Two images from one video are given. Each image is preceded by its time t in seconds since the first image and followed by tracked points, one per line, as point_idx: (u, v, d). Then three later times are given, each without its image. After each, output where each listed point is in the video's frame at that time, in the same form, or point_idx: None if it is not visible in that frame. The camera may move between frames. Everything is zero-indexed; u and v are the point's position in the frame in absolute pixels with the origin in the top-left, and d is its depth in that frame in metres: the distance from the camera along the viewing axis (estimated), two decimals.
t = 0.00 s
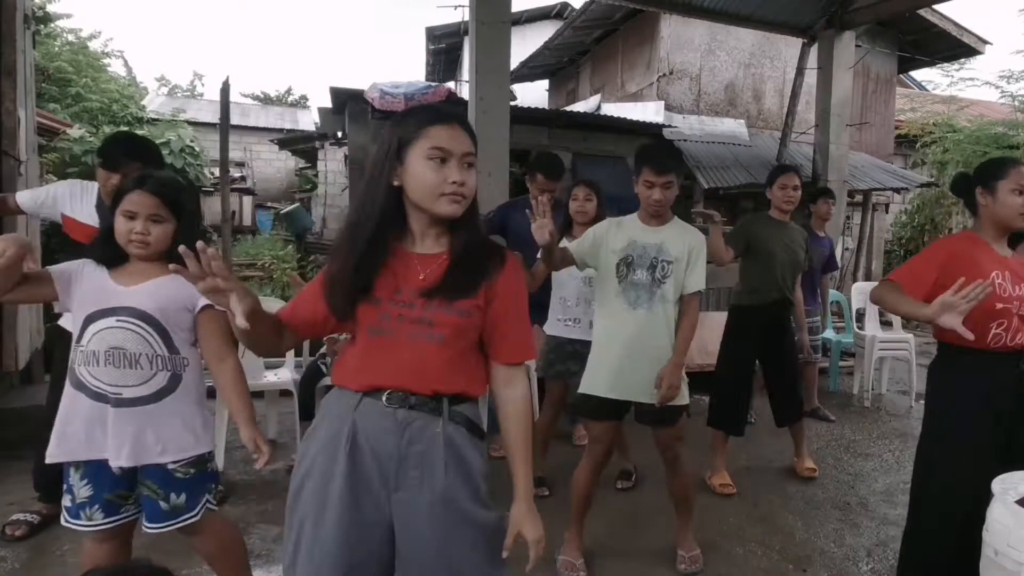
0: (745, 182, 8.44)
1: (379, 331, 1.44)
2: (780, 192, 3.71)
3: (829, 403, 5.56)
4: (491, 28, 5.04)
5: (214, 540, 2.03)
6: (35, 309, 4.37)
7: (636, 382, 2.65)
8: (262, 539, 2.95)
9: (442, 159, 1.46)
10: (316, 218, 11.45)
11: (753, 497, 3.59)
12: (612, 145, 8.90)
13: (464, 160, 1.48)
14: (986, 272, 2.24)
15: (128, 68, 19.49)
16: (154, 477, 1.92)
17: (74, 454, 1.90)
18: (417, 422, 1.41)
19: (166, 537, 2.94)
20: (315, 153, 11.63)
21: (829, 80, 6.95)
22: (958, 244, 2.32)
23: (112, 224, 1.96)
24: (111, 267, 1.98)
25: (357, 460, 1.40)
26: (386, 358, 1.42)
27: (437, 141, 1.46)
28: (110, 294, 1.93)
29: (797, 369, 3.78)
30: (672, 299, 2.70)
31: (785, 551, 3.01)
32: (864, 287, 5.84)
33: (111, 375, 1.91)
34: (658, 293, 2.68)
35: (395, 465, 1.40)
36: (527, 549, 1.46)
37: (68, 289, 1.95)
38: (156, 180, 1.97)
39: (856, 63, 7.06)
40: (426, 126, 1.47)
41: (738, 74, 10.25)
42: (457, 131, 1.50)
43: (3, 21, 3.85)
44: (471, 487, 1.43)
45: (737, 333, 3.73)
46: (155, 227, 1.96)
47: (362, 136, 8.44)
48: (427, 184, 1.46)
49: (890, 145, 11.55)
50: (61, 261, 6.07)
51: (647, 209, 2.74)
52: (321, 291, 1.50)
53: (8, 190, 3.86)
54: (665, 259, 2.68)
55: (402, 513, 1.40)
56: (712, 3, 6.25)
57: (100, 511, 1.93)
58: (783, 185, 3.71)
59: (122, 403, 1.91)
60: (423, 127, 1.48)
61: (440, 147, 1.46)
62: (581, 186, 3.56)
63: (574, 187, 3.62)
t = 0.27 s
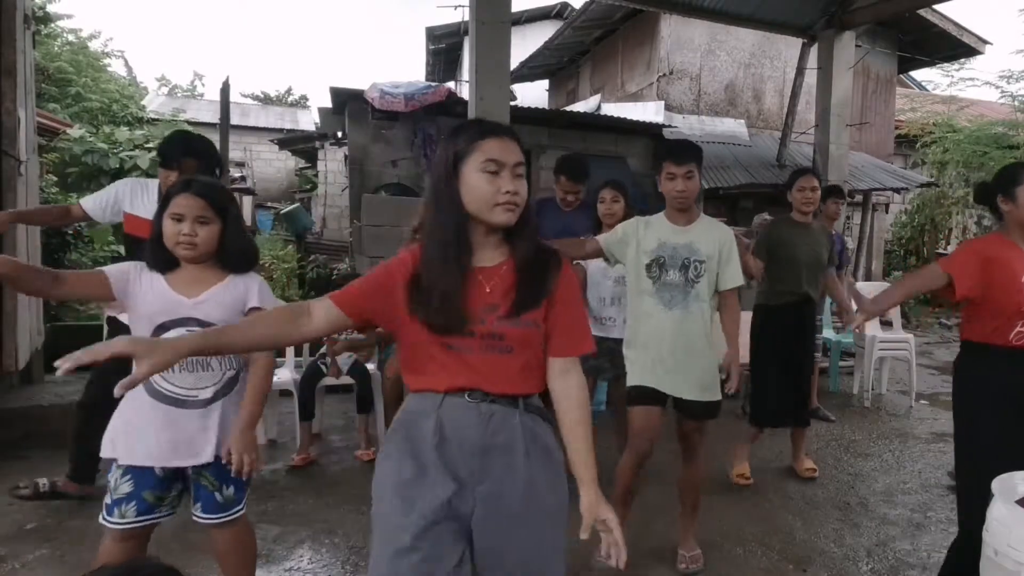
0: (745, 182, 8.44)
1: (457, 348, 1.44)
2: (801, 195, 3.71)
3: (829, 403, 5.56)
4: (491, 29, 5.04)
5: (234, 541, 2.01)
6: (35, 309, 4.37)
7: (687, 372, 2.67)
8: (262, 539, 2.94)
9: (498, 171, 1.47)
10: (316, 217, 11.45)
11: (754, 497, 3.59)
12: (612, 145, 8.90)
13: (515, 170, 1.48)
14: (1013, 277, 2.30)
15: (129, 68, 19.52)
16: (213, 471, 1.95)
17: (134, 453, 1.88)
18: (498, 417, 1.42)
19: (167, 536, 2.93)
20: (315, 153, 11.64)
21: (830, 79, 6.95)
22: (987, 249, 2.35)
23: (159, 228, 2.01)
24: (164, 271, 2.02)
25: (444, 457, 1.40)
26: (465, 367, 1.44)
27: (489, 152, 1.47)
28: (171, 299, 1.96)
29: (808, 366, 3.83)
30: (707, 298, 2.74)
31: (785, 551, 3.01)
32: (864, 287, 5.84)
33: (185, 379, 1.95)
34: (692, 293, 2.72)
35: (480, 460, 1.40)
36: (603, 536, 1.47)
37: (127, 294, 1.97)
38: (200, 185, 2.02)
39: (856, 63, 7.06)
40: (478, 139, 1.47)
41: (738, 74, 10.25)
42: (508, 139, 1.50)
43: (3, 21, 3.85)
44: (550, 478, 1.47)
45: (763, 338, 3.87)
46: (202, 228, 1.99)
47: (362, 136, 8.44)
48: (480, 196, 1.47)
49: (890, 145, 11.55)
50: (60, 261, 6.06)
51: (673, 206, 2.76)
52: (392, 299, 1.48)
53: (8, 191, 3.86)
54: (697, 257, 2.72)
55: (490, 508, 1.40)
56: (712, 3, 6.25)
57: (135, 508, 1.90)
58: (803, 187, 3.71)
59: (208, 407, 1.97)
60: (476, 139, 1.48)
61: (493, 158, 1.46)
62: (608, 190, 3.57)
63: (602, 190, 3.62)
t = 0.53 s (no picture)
0: (745, 182, 8.44)
1: (468, 346, 1.46)
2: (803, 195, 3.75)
3: (829, 403, 5.55)
4: (491, 29, 5.04)
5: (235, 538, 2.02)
6: (35, 309, 4.37)
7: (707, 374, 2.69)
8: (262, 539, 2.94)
9: (500, 170, 1.48)
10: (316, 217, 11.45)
11: (753, 497, 3.59)
12: (613, 145, 8.90)
13: (518, 168, 1.49)
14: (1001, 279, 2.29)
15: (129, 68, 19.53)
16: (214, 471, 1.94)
17: (142, 442, 1.93)
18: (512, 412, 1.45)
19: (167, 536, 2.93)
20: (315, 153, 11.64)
21: (830, 79, 6.94)
22: (977, 256, 2.33)
23: (180, 231, 2.01)
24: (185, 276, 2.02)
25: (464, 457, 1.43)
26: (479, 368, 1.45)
27: (493, 153, 1.49)
28: (190, 303, 1.97)
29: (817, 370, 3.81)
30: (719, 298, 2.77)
31: (785, 551, 3.01)
32: (864, 288, 5.84)
33: (202, 380, 1.97)
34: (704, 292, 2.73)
35: (498, 460, 1.43)
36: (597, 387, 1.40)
37: (150, 300, 1.99)
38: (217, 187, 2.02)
39: (856, 63, 7.06)
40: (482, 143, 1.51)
41: (738, 74, 10.25)
42: (516, 139, 1.51)
43: (3, 21, 3.85)
44: (572, 474, 1.47)
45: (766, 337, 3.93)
46: (222, 233, 2.00)
47: (362, 136, 8.44)
48: (485, 196, 1.49)
49: (890, 145, 11.55)
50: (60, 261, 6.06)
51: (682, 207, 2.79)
52: (417, 301, 1.52)
53: (8, 191, 3.85)
54: (706, 257, 2.77)
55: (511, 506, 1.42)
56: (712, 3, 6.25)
57: (142, 495, 1.94)
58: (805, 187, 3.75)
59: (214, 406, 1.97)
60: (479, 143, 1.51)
61: (494, 158, 1.48)
62: (619, 191, 3.55)
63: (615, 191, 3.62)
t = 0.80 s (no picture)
0: (745, 182, 8.45)
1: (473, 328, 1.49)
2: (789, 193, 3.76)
3: (829, 403, 5.56)
4: (491, 29, 5.04)
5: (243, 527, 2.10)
6: (35, 309, 4.37)
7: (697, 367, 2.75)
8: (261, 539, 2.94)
9: (488, 168, 1.50)
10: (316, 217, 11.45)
11: (752, 497, 3.60)
12: (613, 145, 8.90)
13: (508, 166, 1.49)
14: (963, 278, 2.47)
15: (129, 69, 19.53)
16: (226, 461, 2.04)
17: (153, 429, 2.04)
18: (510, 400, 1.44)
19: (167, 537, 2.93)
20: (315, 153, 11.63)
21: (830, 80, 6.94)
22: (951, 258, 2.51)
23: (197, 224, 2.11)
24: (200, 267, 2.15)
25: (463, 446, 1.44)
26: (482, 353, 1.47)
27: (480, 152, 1.50)
28: (197, 295, 2.09)
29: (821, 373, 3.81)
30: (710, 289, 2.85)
31: (785, 551, 3.00)
32: (864, 288, 5.84)
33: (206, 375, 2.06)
34: (692, 286, 2.86)
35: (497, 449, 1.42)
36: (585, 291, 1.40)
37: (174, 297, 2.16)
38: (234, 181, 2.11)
39: (856, 63, 7.06)
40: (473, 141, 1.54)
41: (738, 74, 10.26)
42: (509, 137, 1.51)
43: (3, 21, 3.85)
44: (569, 471, 1.46)
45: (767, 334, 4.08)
46: (236, 224, 2.09)
47: (362, 136, 8.44)
48: (474, 193, 1.52)
49: (890, 145, 11.55)
50: (59, 261, 6.05)
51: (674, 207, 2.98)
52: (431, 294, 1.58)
53: (8, 191, 3.85)
54: (695, 250, 2.89)
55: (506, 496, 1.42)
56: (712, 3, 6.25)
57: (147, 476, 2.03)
58: (789, 187, 3.77)
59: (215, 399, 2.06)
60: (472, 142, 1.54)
61: (482, 157, 1.50)
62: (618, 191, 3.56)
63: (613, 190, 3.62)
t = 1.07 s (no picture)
0: (745, 182, 8.45)
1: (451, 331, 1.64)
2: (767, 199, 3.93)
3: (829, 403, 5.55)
4: (490, 29, 5.04)
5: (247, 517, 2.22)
6: (35, 309, 4.37)
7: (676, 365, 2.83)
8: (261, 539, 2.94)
9: (473, 186, 1.63)
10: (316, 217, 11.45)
11: (752, 497, 3.60)
12: (613, 145, 8.90)
13: (491, 186, 1.62)
14: (925, 281, 2.52)
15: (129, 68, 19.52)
16: (230, 452, 2.15)
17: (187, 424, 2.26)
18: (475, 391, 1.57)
19: (167, 537, 2.93)
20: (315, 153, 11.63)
21: (830, 79, 6.94)
22: (917, 261, 2.56)
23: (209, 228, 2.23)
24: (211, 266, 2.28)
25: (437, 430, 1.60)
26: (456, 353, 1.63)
27: (469, 173, 1.64)
28: (203, 291, 2.22)
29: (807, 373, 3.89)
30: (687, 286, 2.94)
31: (785, 551, 3.01)
32: (865, 288, 5.84)
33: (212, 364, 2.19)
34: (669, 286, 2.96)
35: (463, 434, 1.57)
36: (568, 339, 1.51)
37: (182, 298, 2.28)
38: (245, 188, 2.24)
39: (856, 63, 7.06)
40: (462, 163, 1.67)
41: (738, 74, 10.26)
42: (493, 158, 1.63)
43: (3, 21, 3.85)
44: (530, 469, 1.56)
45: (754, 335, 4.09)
46: (244, 229, 2.23)
47: (362, 136, 8.44)
48: (462, 209, 1.66)
49: (890, 145, 11.55)
50: (60, 261, 6.05)
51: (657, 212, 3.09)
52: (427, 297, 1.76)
53: (8, 190, 3.85)
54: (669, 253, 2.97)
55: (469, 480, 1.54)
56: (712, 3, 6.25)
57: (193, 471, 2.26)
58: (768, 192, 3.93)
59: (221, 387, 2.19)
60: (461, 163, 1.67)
61: (470, 177, 1.64)
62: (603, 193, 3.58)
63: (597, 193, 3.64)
